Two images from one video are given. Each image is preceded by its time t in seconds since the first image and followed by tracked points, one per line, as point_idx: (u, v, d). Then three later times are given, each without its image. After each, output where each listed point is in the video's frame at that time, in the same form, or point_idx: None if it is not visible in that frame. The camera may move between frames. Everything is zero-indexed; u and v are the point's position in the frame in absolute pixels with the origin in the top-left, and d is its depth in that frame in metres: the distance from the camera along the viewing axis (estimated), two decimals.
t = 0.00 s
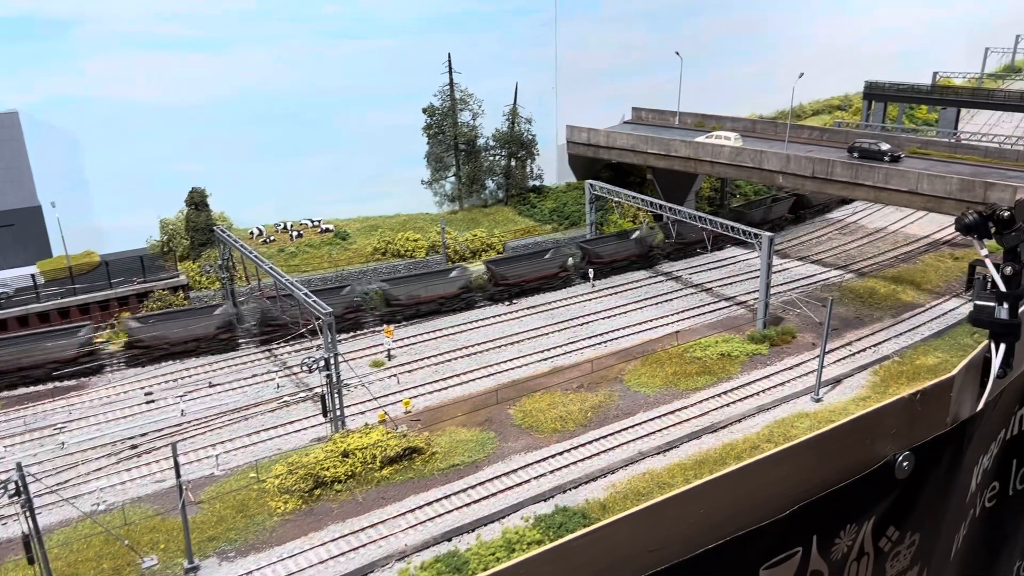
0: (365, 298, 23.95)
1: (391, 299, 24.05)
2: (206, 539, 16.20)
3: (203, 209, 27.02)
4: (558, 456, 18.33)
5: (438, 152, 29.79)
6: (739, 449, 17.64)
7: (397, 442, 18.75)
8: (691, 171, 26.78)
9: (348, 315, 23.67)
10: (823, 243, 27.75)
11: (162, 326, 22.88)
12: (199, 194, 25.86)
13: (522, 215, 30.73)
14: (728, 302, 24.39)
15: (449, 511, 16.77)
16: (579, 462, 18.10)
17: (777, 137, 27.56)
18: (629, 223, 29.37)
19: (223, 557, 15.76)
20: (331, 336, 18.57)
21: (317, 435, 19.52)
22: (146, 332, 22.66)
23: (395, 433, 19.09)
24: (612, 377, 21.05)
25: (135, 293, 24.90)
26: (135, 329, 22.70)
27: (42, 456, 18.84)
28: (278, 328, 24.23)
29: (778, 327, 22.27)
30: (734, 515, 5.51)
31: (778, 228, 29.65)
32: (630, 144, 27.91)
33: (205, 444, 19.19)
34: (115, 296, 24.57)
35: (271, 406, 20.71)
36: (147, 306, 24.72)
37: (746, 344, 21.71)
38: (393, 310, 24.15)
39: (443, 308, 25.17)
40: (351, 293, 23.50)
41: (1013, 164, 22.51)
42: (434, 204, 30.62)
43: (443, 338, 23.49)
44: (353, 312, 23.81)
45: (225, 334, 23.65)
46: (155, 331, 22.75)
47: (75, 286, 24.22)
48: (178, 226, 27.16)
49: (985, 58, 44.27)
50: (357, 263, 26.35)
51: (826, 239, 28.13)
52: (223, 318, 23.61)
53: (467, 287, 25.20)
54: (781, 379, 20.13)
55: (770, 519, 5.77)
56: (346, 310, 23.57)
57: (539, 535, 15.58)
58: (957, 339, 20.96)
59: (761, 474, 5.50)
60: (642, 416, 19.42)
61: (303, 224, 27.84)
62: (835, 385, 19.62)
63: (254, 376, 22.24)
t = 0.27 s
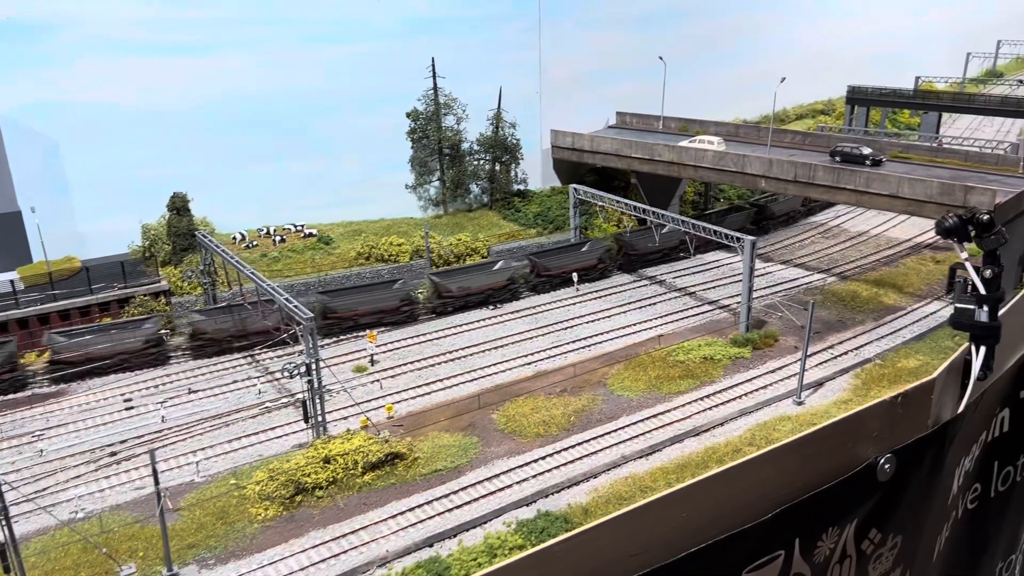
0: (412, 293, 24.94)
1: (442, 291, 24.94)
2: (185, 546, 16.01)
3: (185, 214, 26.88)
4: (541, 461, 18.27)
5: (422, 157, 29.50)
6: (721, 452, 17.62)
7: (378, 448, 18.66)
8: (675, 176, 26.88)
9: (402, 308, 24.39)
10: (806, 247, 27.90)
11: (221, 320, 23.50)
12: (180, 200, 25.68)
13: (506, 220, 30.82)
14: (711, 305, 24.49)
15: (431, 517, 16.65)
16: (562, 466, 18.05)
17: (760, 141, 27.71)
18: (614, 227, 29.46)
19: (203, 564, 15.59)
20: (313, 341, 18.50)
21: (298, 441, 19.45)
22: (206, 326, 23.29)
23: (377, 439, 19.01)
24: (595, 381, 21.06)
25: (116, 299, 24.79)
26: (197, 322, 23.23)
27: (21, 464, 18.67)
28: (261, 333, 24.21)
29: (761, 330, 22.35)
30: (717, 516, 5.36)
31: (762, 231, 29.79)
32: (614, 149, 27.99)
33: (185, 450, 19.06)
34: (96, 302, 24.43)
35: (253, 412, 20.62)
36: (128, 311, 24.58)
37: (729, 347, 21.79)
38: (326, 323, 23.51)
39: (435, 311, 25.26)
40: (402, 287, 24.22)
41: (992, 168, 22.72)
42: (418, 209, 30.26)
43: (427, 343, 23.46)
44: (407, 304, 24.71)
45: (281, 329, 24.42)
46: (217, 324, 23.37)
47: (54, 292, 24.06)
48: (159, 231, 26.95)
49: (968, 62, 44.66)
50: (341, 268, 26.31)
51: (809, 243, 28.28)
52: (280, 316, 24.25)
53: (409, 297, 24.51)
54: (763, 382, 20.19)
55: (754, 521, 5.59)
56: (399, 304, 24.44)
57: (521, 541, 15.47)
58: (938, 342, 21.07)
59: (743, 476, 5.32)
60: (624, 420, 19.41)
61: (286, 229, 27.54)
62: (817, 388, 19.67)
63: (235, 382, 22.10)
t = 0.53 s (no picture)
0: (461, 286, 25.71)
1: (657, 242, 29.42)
2: (164, 553, 15.83)
3: (167, 219, 26.83)
4: (524, 466, 18.20)
5: (407, 161, 29.42)
6: (704, 456, 17.59)
7: (361, 453, 18.56)
8: (660, 180, 26.94)
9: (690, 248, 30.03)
10: (790, 250, 28.01)
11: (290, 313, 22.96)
12: (161, 205, 25.54)
13: (492, 223, 30.87)
14: (695, 309, 24.57)
15: (413, 522, 16.53)
16: (546, 471, 17.98)
17: (744, 145, 27.81)
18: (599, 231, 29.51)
19: (181, 572, 15.42)
20: (293, 347, 18.42)
21: (280, 447, 19.35)
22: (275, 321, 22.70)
23: (359, 444, 18.91)
24: (580, 386, 21.04)
25: (98, 304, 24.63)
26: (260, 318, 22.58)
27: None
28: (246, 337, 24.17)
29: (745, 334, 22.38)
30: (690, 529, 5.36)
31: (747, 235, 29.89)
32: (599, 153, 28.04)
33: (166, 457, 18.94)
34: (76, 307, 24.27)
35: (235, 418, 20.52)
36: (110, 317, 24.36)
37: (712, 351, 21.83)
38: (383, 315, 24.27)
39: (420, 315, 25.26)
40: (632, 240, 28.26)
41: (973, 172, 22.85)
42: (403, 213, 30.24)
43: (411, 348, 23.41)
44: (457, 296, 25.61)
45: (345, 319, 23.90)
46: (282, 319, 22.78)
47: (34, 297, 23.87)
48: (141, 236, 26.89)
49: (952, 66, 44.98)
50: (324, 272, 26.33)
51: (793, 246, 28.41)
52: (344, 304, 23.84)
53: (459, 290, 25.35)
54: (746, 386, 20.21)
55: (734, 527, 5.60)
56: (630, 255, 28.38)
57: (503, 546, 15.34)
58: (921, 345, 21.15)
59: (727, 479, 5.35)
60: (608, 424, 19.38)
61: (269, 233, 27.42)
62: (800, 391, 19.69)
63: (217, 388, 21.98)
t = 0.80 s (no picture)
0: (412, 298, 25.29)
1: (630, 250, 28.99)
2: (150, 561, 15.68)
3: (155, 224, 26.94)
4: (513, 472, 18.14)
5: (395, 165, 29.90)
6: (692, 461, 17.56)
7: (348, 460, 18.50)
8: (649, 184, 26.95)
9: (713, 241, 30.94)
10: (779, 254, 28.10)
11: (352, 303, 24.01)
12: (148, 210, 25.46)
13: (481, 228, 30.91)
14: (684, 313, 24.61)
15: (401, 529, 16.46)
16: (534, 477, 17.93)
17: (732, 149, 27.87)
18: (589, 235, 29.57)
19: None
20: (281, 353, 18.33)
21: (267, 454, 19.28)
22: (340, 309, 23.80)
23: (347, 451, 18.86)
24: (568, 391, 21.01)
25: (85, 310, 24.53)
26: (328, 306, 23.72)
27: None
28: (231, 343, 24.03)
29: (733, 339, 22.42)
30: (671, 537, 3.87)
31: (736, 239, 29.97)
32: (588, 156, 28.04)
33: (152, 464, 18.83)
34: (63, 313, 24.15)
35: (221, 425, 20.46)
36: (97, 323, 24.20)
37: (701, 355, 21.86)
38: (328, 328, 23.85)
39: (410, 319, 25.21)
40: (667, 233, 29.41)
41: (960, 176, 22.96)
42: (393, 217, 30.57)
43: (400, 353, 23.38)
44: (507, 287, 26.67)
45: (404, 310, 25.01)
46: (348, 308, 23.91)
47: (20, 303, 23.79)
48: (129, 241, 27.02)
49: (941, 70, 45.29)
50: (312, 277, 26.36)
51: (782, 250, 28.50)
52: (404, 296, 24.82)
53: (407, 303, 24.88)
54: (734, 391, 20.21)
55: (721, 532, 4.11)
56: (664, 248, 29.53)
57: (490, 553, 15.24)
58: (909, 349, 21.21)
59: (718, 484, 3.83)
60: (596, 430, 19.33)
61: (258, 238, 27.65)
62: (788, 396, 19.71)
63: (204, 395, 21.88)
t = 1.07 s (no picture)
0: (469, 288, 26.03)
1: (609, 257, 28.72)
2: (142, 565, 15.61)
3: (147, 227, 26.99)
4: (506, 474, 18.12)
5: (388, 167, 30.23)
6: (685, 463, 17.57)
7: (341, 463, 18.47)
8: (642, 186, 26.98)
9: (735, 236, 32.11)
10: (772, 255, 28.16)
11: (418, 293, 25.01)
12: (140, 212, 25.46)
13: (474, 230, 30.91)
14: (677, 315, 24.64)
15: (394, 533, 16.42)
16: (528, 479, 17.91)
17: (725, 151, 27.92)
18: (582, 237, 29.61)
19: None
20: (273, 356, 18.28)
21: (259, 458, 19.23)
22: (407, 299, 24.74)
23: (340, 454, 18.82)
24: (562, 393, 21.02)
25: (76, 312, 24.42)
26: (396, 296, 24.65)
27: None
28: (221, 345, 23.95)
29: (726, 341, 22.47)
30: (665, 539, 3.81)
31: (729, 241, 30.03)
32: (581, 159, 28.06)
33: (143, 468, 18.77)
34: (55, 316, 24.07)
35: (214, 428, 20.42)
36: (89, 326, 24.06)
37: (694, 357, 21.90)
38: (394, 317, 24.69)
39: (399, 324, 25.04)
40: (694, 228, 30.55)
41: (951, 178, 23.03)
42: (386, 219, 30.76)
43: (393, 355, 23.36)
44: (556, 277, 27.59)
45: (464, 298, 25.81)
46: (415, 298, 24.84)
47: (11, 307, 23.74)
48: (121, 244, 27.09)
49: (933, 72, 45.44)
50: (305, 280, 26.34)
51: (775, 251, 28.57)
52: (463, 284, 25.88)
53: (468, 291, 25.79)
54: (725, 393, 20.24)
55: (715, 533, 4.05)
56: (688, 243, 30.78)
57: (483, 556, 15.18)
58: (901, 350, 21.26)
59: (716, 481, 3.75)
60: (589, 432, 19.33)
61: (251, 241, 28.03)
62: (781, 398, 19.73)
63: (196, 399, 21.81)
